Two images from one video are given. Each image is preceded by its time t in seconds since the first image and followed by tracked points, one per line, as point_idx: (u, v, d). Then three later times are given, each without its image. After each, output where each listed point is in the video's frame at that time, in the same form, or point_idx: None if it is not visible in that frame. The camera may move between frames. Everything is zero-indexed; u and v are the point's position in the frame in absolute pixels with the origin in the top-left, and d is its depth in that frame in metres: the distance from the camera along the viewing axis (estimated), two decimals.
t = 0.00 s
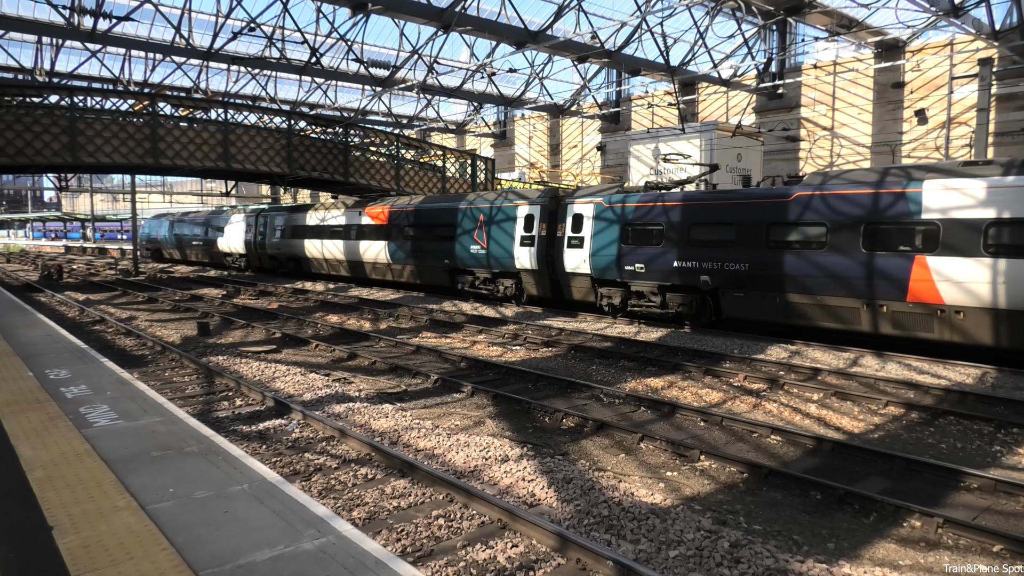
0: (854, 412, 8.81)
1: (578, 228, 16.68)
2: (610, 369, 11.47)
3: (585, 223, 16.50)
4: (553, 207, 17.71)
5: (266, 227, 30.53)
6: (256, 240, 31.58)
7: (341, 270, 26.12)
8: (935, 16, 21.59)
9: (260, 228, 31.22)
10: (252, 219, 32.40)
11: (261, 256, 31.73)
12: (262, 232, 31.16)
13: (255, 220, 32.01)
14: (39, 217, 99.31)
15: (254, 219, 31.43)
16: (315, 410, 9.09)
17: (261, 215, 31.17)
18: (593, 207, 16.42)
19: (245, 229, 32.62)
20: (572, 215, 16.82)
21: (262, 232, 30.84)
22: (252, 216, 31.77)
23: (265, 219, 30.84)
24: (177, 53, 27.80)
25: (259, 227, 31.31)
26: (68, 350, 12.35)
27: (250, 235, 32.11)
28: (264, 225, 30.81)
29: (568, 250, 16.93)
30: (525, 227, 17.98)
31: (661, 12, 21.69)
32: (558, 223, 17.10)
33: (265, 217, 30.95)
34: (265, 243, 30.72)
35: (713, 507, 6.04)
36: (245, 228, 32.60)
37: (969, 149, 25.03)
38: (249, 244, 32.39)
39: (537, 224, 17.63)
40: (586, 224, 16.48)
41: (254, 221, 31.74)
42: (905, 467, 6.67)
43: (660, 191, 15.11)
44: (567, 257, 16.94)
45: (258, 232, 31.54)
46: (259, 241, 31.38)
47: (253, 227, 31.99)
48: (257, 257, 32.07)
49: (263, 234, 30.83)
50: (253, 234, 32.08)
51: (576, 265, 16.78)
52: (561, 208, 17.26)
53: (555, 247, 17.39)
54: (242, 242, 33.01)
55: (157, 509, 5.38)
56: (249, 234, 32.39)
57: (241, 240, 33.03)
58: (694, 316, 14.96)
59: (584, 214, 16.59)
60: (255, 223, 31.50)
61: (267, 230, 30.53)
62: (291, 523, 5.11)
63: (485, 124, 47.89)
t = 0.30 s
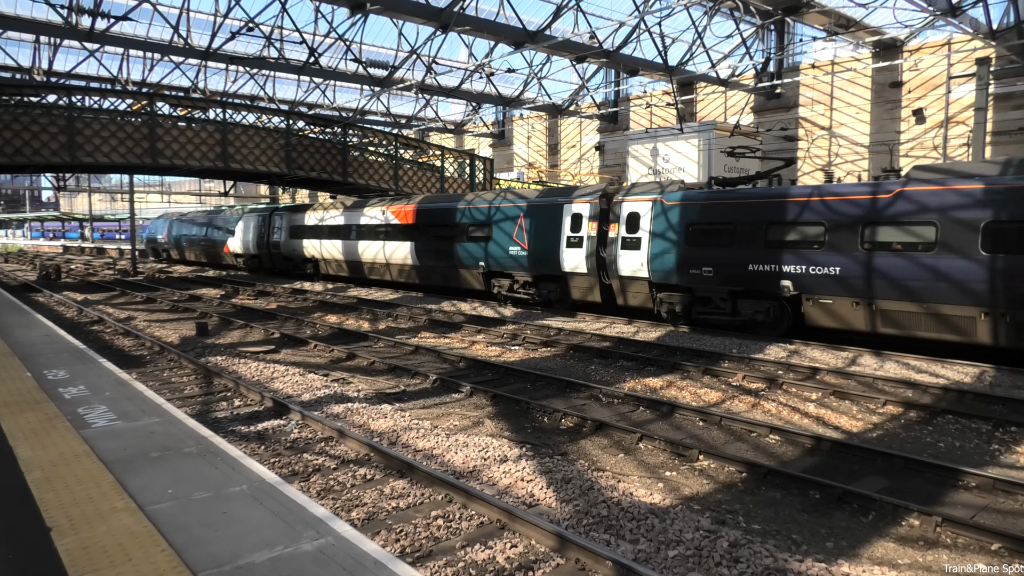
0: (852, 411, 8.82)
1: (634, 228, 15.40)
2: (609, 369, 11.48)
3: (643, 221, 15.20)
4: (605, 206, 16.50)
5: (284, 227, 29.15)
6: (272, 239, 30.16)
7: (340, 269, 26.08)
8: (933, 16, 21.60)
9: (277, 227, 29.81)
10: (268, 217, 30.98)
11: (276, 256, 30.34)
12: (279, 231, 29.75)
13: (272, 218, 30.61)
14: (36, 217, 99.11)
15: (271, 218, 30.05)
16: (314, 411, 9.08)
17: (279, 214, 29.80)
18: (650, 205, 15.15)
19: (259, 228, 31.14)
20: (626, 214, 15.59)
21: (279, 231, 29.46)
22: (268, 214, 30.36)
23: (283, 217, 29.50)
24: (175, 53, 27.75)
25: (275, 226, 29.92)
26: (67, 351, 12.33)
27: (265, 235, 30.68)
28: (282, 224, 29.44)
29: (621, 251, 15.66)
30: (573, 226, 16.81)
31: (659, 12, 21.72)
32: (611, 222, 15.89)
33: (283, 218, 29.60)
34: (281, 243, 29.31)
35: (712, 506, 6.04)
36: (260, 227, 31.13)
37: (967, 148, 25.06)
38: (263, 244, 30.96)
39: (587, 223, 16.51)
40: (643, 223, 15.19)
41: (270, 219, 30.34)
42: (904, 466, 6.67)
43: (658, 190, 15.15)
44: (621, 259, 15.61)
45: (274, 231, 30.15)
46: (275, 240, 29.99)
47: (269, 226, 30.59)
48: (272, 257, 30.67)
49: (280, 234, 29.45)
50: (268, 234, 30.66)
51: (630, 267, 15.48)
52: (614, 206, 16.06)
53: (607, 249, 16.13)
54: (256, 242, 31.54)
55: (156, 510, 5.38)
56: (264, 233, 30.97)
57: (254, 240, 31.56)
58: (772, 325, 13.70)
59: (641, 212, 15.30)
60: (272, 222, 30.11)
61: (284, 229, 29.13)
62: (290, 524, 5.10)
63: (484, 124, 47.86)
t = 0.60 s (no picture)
0: (850, 411, 8.83)
1: (711, 228, 13.85)
2: (607, 369, 11.49)
3: (721, 221, 13.65)
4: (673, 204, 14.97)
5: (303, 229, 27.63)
6: (289, 241, 28.63)
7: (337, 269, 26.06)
8: (930, 17, 21.60)
9: (294, 229, 28.31)
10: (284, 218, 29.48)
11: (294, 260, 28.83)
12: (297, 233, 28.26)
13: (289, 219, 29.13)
14: (33, 217, 98.83)
15: (288, 219, 28.58)
16: (311, 411, 9.07)
17: (297, 216, 28.32)
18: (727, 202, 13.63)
19: (275, 228, 29.60)
20: (699, 212, 14.06)
21: (297, 233, 27.96)
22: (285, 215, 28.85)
23: (301, 219, 28.02)
24: (172, 52, 27.67)
25: (292, 228, 28.42)
26: (64, 351, 12.30)
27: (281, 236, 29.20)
28: (300, 226, 27.93)
29: (696, 254, 14.12)
30: (637, 227, 15.28)
31: (656, 12, 21.74)
32: (683, 221, 14.33)
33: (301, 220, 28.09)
34: (300, 246, 27.81)
35: (710, 506, 6.04)
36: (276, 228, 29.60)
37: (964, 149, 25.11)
38: (279, 246, 29.46)
39: (654, 222, 14.97)
40: (721, 222, 13.64)
41: (288, 220, 28.84)
42: (902, 465, 6.68)
43: (656, 190, 15.17)
44: (696, 264, 14.11)
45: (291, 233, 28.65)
46: (292, 242, 28.48)
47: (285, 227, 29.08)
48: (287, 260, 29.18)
49: (299, 236, 27.96)
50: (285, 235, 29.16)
51: (707, 271, 13.94)
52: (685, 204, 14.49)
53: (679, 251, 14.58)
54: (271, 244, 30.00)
55: (154, 510, 5.36)
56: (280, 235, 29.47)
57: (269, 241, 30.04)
58: (875, 339, 12.44)
59: (719, 210, 13.73)
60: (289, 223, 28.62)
61: (303, 231, 27.64)
62: (288, 525, 5.09)
63: (481, 124, 47.86)
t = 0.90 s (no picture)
0: (845, 415, 8.85)
1: (795, 232, 12.66)
2: (603, 370, 11.50)
3: (810, 224, 12.44)
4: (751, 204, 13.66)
5: (321, 228, 26.35)
6: (307, 240, 27.34)
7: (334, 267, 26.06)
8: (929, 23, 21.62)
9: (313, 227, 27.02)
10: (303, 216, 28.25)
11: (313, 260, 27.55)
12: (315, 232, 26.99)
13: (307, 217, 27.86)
14: (30, 212, 98.53)
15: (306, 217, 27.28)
16: (307, 409, 9.07)
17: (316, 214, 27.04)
18: (792, 204, 12.71)
19: (292, 226, 28.33)
20: (784, 215, 12.81)
21: (316, 232, 26.65)
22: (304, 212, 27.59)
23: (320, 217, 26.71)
24: (172, 48, 27.59)
25: (311, 226, 27.15)
26: (61, 347, 12.27)
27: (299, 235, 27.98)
28: (319, 224, 26.62)
29: (776, 261, 12.93)
30: (707, 229, 13.92)
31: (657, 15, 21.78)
32: (764, 225, 13.07)
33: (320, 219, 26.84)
34: (318, 245, 26.55)
35: (705, 509, 6.05)
36: (293, 225, 28.37)
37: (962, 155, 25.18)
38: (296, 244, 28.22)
39: (727, 225, 13.59)
40: (809, 228, 12.45)
41: (306, 218, 27.57)
42: (897, 470, 6.70)
43: (654, 193, 15.13)
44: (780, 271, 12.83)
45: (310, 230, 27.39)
46: (311, 241, 27.21)
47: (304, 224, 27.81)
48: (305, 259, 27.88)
49: (317, 235, 26.66)
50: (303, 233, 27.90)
51: (790, 279, 12.72)
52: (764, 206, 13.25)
53: (755, 256, 13.36)
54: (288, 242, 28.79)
55: (149, 508, 5.35)
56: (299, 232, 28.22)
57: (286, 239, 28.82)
58: (992, 358, 11.01)
59: (807, 215, 12.51)
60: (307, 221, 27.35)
61: (322, 230, 26.36)
62: (284, 523, 5.09)
63: (481, 124, 47.86)
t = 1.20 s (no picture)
0: (842, 416, 8.86)
1: (912, 236, 11.27)
2: (600, 371, 11.50)
3: (929, 226, 11.05)
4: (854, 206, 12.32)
5: (344, 228, 24.84)
6: (327, 242, 25.85)
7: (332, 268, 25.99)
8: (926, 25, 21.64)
9: (335, 227, 25.47)
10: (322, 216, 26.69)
11: (334, 264, 26.08)
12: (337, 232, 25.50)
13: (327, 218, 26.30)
14: (26, 212, 98.11)
15: (327, 218, 25.72)
16: (304, 410, 9.04)
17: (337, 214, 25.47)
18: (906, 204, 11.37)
19: (309, 227, 26.91)
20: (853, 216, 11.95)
21: (338, 232, 25.10)
22: (324, 212, 26.01)
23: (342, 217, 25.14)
24: (169, 47, 27.50)
25: (332, 227, 25.61)
26: (56, 347, 12.21)
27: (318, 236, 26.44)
28: (341, 224, 25.05)
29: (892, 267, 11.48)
30: (806, 232, 12.53)
31: (654, 16, 21.80)
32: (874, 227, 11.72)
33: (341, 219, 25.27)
34: (340, 246, 25.06)
35: (702, 510, 6.05)
36: (312, 227, 26.85)
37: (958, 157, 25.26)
38: (314, 247, 26.69)
39: (829, 227, 12.22)
40: (934, 228, 10.99)
41: (326, 219, 26.03)
42: (894, 471, 6.71)
43: (652, 193, 15.15)
44: (895, 279, 11.42)
45: (331, 231, 25.86)
46: (332, 243, 25.72)
47: (323, 225, 26.26)
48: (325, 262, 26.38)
49: (339, 236, 25.15)
50: (323, 235, 26.35)
51: (907, 289, 11.30)
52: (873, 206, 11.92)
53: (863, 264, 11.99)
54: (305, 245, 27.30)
55: (145, 509, 5.33)
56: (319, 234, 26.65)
57: (303, 242, 27.35)
58: None
59: (893, 216, 11.50)
60: (327, 222, 25.82)
61: (344, 230, 24.83)
62: (280, 524, 5.07)
63: (478, 124, 47.88)
